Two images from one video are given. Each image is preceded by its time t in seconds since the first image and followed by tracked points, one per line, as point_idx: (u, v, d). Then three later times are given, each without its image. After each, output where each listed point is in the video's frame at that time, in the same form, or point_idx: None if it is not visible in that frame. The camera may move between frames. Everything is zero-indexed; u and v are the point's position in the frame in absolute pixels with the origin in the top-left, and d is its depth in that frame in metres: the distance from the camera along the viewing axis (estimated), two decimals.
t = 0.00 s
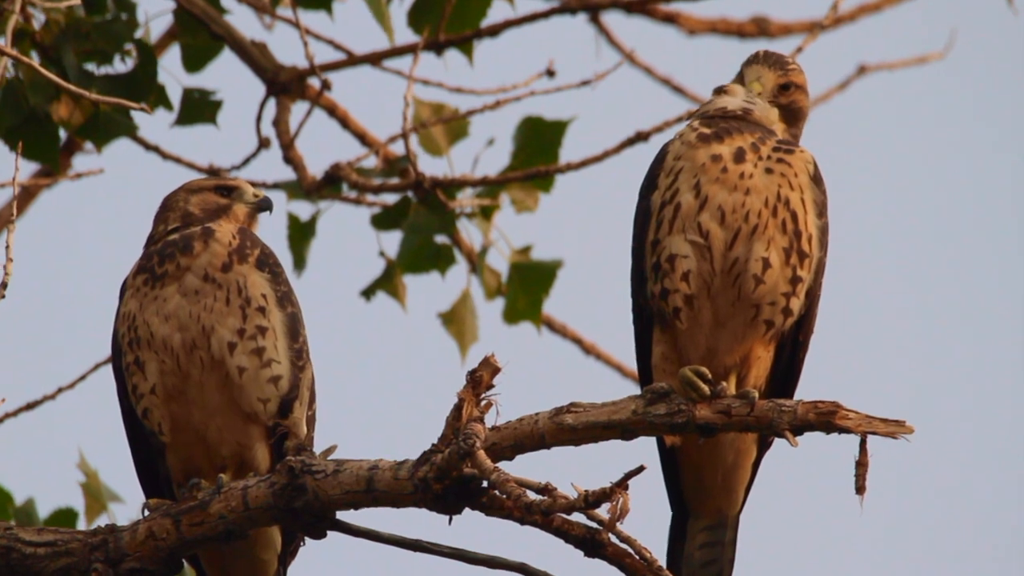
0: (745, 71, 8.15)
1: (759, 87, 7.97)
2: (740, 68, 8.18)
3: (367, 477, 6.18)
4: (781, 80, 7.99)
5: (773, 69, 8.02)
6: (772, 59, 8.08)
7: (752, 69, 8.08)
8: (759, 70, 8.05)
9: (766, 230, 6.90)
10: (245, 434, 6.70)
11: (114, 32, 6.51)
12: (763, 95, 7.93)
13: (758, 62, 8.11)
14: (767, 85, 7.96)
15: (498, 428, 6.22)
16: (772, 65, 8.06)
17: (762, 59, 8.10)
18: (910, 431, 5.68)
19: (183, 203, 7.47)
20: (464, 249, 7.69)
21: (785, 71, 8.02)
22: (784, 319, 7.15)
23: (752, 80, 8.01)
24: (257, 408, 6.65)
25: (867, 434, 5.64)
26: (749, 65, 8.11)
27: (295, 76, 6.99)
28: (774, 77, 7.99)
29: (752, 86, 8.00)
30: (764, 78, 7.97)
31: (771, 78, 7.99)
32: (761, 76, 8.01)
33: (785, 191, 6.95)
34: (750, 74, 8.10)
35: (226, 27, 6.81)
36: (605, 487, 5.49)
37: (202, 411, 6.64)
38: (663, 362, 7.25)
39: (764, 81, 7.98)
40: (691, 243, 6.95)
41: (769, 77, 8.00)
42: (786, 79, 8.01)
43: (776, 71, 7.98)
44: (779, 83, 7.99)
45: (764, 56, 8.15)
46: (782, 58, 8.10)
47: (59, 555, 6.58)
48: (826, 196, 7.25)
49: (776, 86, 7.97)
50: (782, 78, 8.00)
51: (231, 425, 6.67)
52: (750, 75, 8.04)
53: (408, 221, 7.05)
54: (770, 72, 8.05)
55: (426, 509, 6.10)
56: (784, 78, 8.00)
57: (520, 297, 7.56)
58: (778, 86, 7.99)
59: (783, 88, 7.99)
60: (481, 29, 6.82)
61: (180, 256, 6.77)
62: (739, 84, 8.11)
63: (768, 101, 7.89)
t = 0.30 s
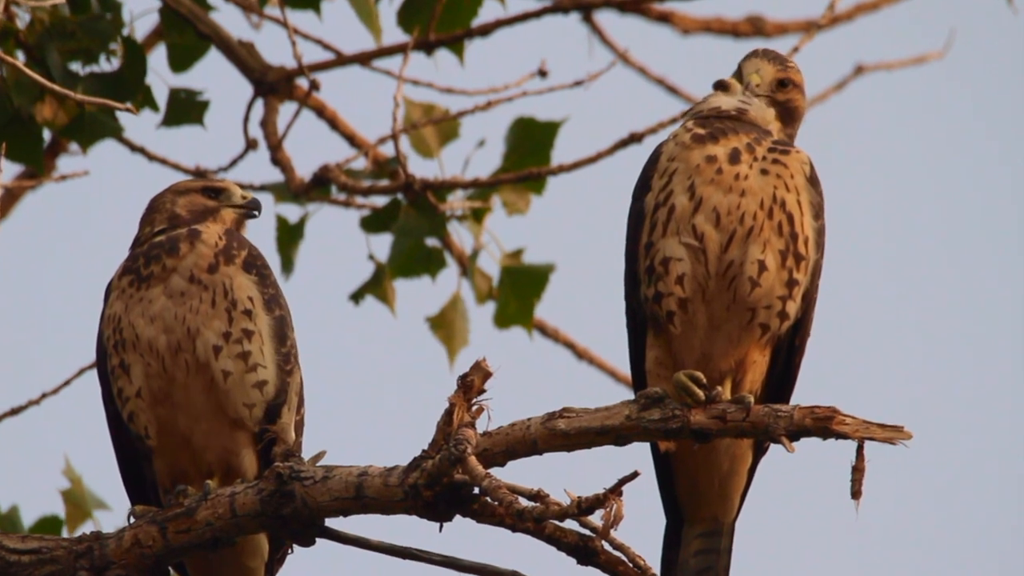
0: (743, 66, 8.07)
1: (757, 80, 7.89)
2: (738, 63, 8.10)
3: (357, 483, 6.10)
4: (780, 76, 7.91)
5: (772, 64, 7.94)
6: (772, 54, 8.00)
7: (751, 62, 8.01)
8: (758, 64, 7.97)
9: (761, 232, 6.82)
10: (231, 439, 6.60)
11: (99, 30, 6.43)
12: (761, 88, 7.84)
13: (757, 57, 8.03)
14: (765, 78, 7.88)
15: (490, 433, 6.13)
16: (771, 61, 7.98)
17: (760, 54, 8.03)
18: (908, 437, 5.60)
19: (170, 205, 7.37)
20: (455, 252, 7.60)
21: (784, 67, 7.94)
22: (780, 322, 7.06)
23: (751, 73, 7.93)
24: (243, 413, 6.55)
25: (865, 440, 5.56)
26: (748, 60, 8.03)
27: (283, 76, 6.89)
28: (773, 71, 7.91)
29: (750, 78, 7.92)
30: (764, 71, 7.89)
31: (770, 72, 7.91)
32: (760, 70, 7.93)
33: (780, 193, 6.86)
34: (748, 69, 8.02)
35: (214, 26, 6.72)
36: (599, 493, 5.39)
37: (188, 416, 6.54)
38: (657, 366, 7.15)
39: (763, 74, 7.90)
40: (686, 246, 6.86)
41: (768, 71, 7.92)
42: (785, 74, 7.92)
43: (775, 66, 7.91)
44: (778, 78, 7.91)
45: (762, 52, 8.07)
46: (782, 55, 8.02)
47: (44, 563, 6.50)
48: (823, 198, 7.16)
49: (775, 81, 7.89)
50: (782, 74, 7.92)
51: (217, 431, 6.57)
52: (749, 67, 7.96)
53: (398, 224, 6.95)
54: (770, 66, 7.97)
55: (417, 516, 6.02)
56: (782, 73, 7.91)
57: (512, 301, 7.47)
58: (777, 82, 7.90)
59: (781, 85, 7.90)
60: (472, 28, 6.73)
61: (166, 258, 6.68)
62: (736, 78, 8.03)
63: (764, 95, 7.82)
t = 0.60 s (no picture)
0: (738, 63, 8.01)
1: (750, 75, 7.82)
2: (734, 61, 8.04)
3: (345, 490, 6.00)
4: (774, 72, 7.83)
5: (767, 60, 7.87)
6: (767, 52, 7.93)
7: (746, 57, 7.94)
8: (753, 60, 7.91)
9: (756, 234, 6.72)
10: (219, 445, 6.49)
11: (82, 30, 6.32)
12: (753, 82, 7.78)
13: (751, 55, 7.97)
14: (758, 73, 7.81)
15: (481, 439, 6.03)
16: (766, 58, 7.91)
17: (755, 51, 7.96)
18: (906, 443, 5.52)
19: (154, 205, 7.26)
20: (445, 255, 7.50)
21: (778, 64, 7.86)
22: (777, 325, 6.96)
23: (744, 68, 7.87)
24: (232, 419, 6.44)
25: (863, 446, 5.49)
26: (742, 56, 7.97)
27: (271, 76, 6.79)
28: (766, 66, 7.84)
29: (743, 73, 7.85)
30: (757, 66, 7.83)
31: (764, 68, 7.84)
32: (753, 66, 7.87)
33: (776, 194, 6.77)
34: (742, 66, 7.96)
35: (200, 25, 6.62)
36: (592, 500, 5.29)
37: (175, 423, 6.43)
38: (651, 371, 7.05)
39: (757, 68, 7.84)
40: (680, 249, 6.77)
41: (762, 67, 7.85)
42: (778, 71, 7.84)
43: (769, 61, 7.84)
44: (772, 75, 7.83)
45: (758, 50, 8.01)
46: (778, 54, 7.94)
47: (27, 571, 6.39)
48: (819, 199, 7.07)
49: (768, 76, 7.81)
50: (775, 70, 7.85)
51: (205, 437, 6.46)
52: (743, 63, 7.91)
53: (388, 226, 6.86)
54: (764, 63, 7.90)
55: (407, 523, 5.92)
56: (776, 70, 7.84)
57: (503, 304, 7.37)
58: (770, 79, 7.82)
59: (775, 81, 7.81)
60: (462, 27, 6.63)
61: (150, 262, 6.56)
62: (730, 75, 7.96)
63: (756, 90, 7.75)
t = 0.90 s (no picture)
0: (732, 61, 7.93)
1: (743, 71, 7.73)
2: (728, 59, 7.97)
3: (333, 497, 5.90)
4: (767, 69, 7.74)
5: (761, 58, 7.79)
6: (762, 50, 7.84)
7: (740, 55, 7.86)
8: (746, 58, 7.83)
9: (752, 237, 6.63)
10: (204, 451, 6.39)
11: (66, 29, 6.21)
12: (746, 77, 7.69)
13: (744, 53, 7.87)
14: (752, 69, 7.73)
15: (471, 445, 5.93)
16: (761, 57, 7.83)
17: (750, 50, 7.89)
18: (904, 449, 5.41)
19: (137, 204, 7.15)
20: (435, 258, 7.39)
21: (772, 62, 7.78)
22: (773, 330, 6.87)
23: (737, 64, 7.78)
24: (218, 423, 6.34)
25: (859, 451, 5.37)
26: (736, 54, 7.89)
27: (258, 76, 6.68)
28: (759, 63, 7.76)
29: (736, 68, 7.77)
30: (750, 62, 7.74)
31: (758, 65, 7.76)
32: (747, 62, 7.78)
33: (772, 196, 6.68)
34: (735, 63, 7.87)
35: (186, 24, 6.52)
36: (584, 508, 5.19)
37: (160, 429, 6.32)
38: (644, 376, 6.96)
39: (750, 65, 7.76)
40: (674, 252, 6.67)
41: (755, 63, 7.77)
42: (772, 69, 7.75)
43: (763, 58, 7.76)
44: (765, 72, 7.74)
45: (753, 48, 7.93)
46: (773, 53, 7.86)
47: None
48: (815, 201, 6.98)
49: (762, 73, 7.72)
50: (769, 67, 7.76)
51: (191, 442, 6.36)
52: (735, 59, 7.82)
53: (377, 229, 6.76)
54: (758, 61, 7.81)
55: (397, 531, 5.82)
56: (771, 68, 7.75)
57: (494, 308, 7.26)
58: (764, 76, 7.73)
59: (768, 79, 7.72)
60: (453, 26, 6.53)
61: (134, 266, 6.45)
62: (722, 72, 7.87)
63: (748, 85, 7.66)
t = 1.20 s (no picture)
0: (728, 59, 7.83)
1: (739, 69, 7.64)
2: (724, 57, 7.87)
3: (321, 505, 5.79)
4: (763, 68, 7.65)
5: (757, 56, 7.70)
6: (758, 48, 7.75)
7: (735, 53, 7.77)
8: (742, 56, 7.73)
9: (747, 239, 6.54)
10: (189, 458, 6.28)
11: (49, 28, 6.10)
12: (742, 75, 7.59)
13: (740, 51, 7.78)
14: (748, 68, 7.63)
15: (461, 452, 5.82)
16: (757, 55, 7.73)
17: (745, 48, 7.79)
18: (902, 456, 5.33)
19: (122, 206, 7.04)
20: (424, 262, 7.29)
21: (768, 61, 7.69)
22: (769, 334, 6.78)
23: (733, 62, 7.68)
24: (203, 429, 6.23)
25: (856, 458, 5.29)
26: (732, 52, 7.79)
27: (245, 76, 6.58)
28: (756, 62, 7.66)
29: (732, 66, 7.67)
30: (747, 60, 7.65)
31: (754, 63, 7.67)
32: (743, 60, 7.69)
33: (767, 198, 6.59)
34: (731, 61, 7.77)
35: (171, 23, 6.42)
36: (576, 515, 5.09)
37: (145, 435, 6.21)
38: (637, 382, 6.85)
39: (746, 63, 7.66)
40: (668, 255, 6.58)
41: (751, 61, 7.67)
42: (768, 67, 7.66)
43: (759, 57, 7.66)
44: (762, 71, 7.65)
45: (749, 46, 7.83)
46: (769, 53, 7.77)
47: None
48: (811, 203, 6.88)
49: (759, 72, 7.63)
50: (766, 66, 7.67)
51: (176, 449, 6.25)
52: (731, 58, 7.73)
53: (366, 232, 6.65)
54: (754, 59, 7.72)
55: (385, 539, 5.72)
56: (767, 67, 7.66)
57: (486, 312, 7.16)
58: (760, 75, 7.64)
59: (764, 78, 7.63)
60: (443, 25, 6.43)
61: (118, 269, 6.34)
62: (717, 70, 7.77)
63: (744, 83, 7.57)
